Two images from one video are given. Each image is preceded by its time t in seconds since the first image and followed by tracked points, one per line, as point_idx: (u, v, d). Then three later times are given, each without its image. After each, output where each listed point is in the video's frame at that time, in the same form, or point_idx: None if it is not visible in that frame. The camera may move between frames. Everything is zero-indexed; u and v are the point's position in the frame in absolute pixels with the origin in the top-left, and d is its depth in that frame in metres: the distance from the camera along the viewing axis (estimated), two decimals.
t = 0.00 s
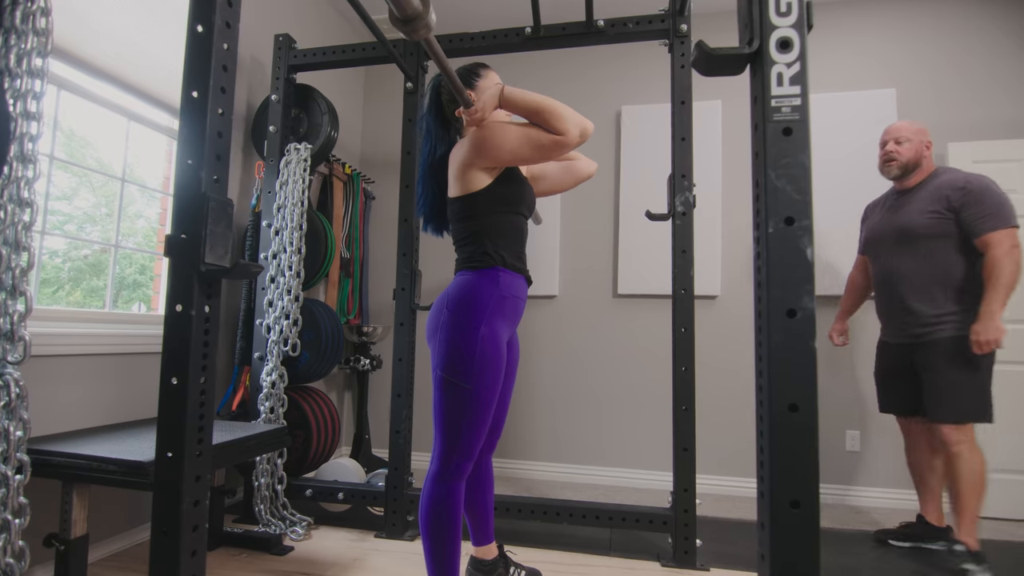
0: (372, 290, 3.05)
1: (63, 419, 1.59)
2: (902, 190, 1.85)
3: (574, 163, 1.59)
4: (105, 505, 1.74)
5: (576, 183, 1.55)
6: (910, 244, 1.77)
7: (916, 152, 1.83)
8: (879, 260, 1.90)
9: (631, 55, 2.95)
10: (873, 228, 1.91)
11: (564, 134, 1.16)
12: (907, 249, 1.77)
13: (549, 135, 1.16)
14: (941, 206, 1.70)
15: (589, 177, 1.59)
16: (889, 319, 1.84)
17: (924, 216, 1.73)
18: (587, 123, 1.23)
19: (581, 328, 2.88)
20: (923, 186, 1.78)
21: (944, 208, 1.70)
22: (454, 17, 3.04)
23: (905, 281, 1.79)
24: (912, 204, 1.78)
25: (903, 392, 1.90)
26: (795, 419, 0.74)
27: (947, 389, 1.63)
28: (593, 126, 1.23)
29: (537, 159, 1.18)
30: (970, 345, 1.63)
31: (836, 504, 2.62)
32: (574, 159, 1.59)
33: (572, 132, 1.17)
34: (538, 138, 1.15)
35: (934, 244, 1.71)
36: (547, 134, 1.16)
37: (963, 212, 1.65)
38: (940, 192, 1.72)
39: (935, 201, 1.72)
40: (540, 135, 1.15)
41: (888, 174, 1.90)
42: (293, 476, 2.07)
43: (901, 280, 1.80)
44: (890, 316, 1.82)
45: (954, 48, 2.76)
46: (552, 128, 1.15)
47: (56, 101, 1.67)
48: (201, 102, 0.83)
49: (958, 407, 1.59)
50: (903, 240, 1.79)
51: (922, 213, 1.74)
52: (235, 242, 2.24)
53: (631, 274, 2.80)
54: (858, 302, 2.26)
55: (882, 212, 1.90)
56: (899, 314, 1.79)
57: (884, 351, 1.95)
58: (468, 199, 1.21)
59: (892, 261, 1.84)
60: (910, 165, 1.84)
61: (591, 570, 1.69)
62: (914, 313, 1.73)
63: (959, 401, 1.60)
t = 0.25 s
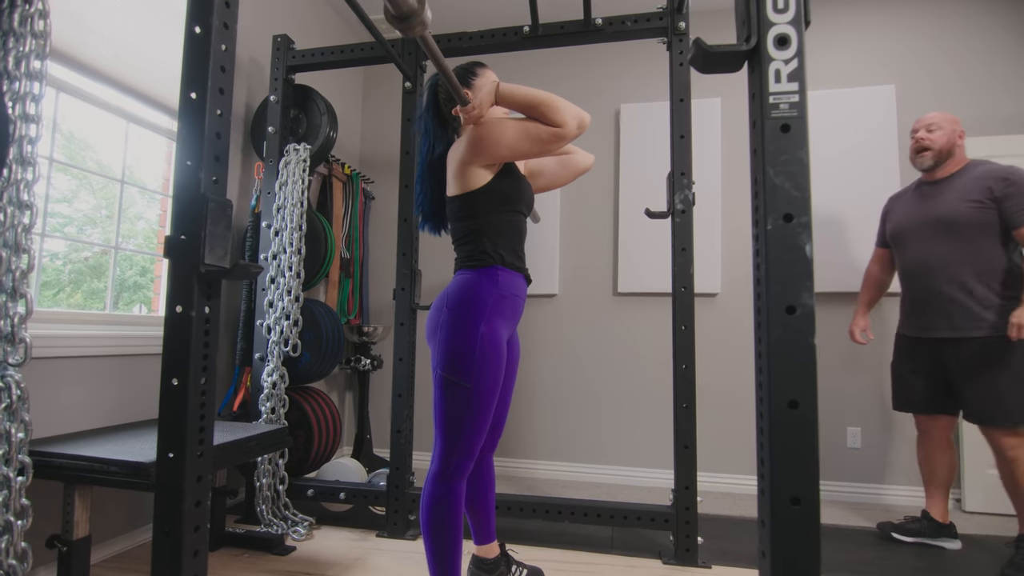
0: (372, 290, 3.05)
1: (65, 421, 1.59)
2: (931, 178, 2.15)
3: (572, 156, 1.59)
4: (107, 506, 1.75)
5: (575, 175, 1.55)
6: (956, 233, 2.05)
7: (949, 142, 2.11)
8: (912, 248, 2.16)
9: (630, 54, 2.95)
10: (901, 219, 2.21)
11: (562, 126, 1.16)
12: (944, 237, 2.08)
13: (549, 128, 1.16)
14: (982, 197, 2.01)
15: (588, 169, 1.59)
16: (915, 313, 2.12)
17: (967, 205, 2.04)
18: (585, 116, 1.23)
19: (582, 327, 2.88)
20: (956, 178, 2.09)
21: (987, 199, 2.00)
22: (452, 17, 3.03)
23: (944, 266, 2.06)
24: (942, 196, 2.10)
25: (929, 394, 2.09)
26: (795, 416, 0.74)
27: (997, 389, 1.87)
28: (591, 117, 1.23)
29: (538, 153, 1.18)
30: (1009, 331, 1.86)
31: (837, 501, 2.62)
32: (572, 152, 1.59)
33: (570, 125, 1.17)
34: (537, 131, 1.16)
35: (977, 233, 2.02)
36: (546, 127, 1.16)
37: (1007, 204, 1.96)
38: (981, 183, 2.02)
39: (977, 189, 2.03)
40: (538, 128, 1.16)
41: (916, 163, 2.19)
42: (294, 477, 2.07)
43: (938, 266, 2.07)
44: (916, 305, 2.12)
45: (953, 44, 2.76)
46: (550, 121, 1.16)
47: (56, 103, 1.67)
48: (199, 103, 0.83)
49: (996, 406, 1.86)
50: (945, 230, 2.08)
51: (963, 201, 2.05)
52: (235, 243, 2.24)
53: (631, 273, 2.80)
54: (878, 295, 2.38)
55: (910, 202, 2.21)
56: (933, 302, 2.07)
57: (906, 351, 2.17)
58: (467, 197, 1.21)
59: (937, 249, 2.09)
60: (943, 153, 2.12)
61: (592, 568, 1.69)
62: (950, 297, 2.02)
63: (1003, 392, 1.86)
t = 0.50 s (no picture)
0: (371, 287, 3.05)
1: (64, 417, 1.59)
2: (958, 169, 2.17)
3: (570, 155, 1.59)
4: (106, 503, 1.75)
5: (573, 174, 1.55)
6: (985, 232, 2.06)
7: (980, 134, 2.11)
8: (939, 245, 2.16)
9: (630, 51, 2.95)
10: (930, 212, 2.20)
11: (560, 126, 1.16)
12: (973, 233, 2.08)
13: (547, 128, 1.16)
14: (1015, 197, 2.02)
15: (586, 168, 1.59)
16: (942, 313, 2.12)
17: (998, 203, 2.04)
18: (583, 115, 1.23)
19: (581, 324, 2.88)
20: (990, 174, 2.09)
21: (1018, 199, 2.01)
22: (452, 14, 3.03)
23: (971, 265, 2.07)
24: (974, 191, 2.11)
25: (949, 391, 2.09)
26: (793, 413, 0.74)
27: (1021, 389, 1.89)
28: (589, 117, 1.23)
29: (535, 152, 1.18)
30: None
31: (835, 499, 2.63)
32: (570, 152, 1.59)
33: (568, 124, 1.17)
34: (535, 131, 1.15)
35: (1006, 233, 2.03)
36: (544, 126, 1.16)
37: None
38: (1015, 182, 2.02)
39: (1010, 188, 2.03)
40: (536, 128, 1.16)
41: (943, 153, 2.18)
42: (293, 474, 2.07)
43: (964, 263, 2.08)
44: (942, 302, 2.12)
45: (953, 41, 2.75)
46: (548, 120, 1.16)
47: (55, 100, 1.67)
48: (197, 99, 0.82)
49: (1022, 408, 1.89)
50: (976, 229, 2.08)
51: (994, 199, 2.05)
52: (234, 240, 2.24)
53: (630, 271, 2.80)
54: (902, 288, 2.38)
55: (939, 194, 2.21)
56: (960, 301, 2.07)
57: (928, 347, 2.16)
58: (465, 195, 1.21)
59: (964, 247, 2.10)
60: (973, 146, 2.12)
61: (591, 565, 1.70)
62: (977, 297, 2.03)
63: None
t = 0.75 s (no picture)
0: (372, 287, 3.06)
1: (66, 416, 1.60)
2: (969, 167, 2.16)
3: (570, 154, 1.59)
4: (108, 501, 1.75)
5: (574, 173, 1.55)
6: (992, 231, 2.05)
7: (992, 132, 2.09)
8: (946, 243, 2.17)
9: (631, 50, 2.94)
10: (941, 210, 2.20)
11: (559, 126, 1.16)
12: (979, 232, 2.08)
13: (546, 127, 1.16)
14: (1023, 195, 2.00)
15: (586, 167, 1.59)
16: (949, 311, 2.13)
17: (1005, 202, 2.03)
18: (583, 115, 1.23)
19: (582, 323, 2.88)
20: (1002, 172, 2.08)
21: None
22: (453, 13, 3.02)
23: (977, 263, 2.07)
24: (982, 189, 2.10)
25: (959, 391, 2.09)
26: (794, 412, 0.74)
27: None
28: (588, 117, 1.23)
29: (535, 152, 1.18)
30: None
31: (836, 498, 2.63)
32: (570, 151, 1.59)
33: (568, 124, 1.17)
34: (535, 130, 1.15)
35: (1014, 232, 2.01)
36: (543, 126, 1.16)
37: None
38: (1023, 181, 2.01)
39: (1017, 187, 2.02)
40: (536, 127, 1.15)
41: (956, 150, 2.18)
42: (295, 473, 2.08)
43: (970, 261, 2.09)
44: (949, 300, 2.13)
45: (956, 40, 2.75)
46: (547, 120, 1.16)
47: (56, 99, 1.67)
48: (198, 98, 0.82)
49: None
50: (983, 227, 2.07)
51: (1001, 198, 2.05)
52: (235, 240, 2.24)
53: (631, 270, 2.80)
54: (917, 284, 2.38)
55: (950, 192, 2.21)
56: (967, 300, 2.07)
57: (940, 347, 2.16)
58: (465, 194, 1.21)
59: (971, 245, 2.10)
60: (985, 143, 2.11)
61: (592, 564, 1.70)
62: (983, 295, 2.03)
63: None
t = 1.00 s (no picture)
0: (373, 288, 3.06)
1: (68, 418, 1.60)
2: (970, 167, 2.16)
3: (571, 156, 1.59)
4: (109, 503, 1.75)
5: (575, 175, 1.55)
6: (987, 232, 2.06)
7: (994, 134, 2.09)
8: (942, 243, 2.17)
9: (631, 51, 2.95)
10: (939, 211, 2.21)
11: (559, 128, 1.16)
12: (976, 234, 2.08)
13: (546, 130, 1.16)
14: (1018, 198, 2.01)
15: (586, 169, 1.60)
16: (944, 311, 2.13)
17: (1001, 204, 2.04)
18: (583, 117, 1.23)
19: (583, 324, 2.87)
20: (1000, 175, 2.08)
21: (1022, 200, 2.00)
22: (453, 14, 3.03)
23: (971, 264, 2.07)
24: (979, 192, 2.11)
25: (956, 392, 2.10)
26: (796, 413, 0.74)
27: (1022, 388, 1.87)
28: (589, 119, 1.23)
29: (535, 155, 1.18)
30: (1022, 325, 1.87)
31: (838, 499, 2.62)
32: (571, 152, 1.59)
33: (568, 126, 1.17)
34: (535, 133, 1.16)
35: (1008, 234, 2.02)
36: (543, 128, 1.16)
37: None
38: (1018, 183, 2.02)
39: (1013, 189, 2.03)
40: (536, 130, 1.16)
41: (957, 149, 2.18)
42: (296, 474, 2.08)
43: (967, 263, 2.09)
44: (943, 299, 2.13)
45: (957, 40, 2.74)
46: (547, 122, 1.16)
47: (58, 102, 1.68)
48: (200, 100, 0.83)
49: (1022, 409, 1.86)
50: (978, 228, 2.08)
51: (997, 200, 2.05)
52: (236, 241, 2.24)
53: (632, 271, 2.80)
54: (912, 285, 2.38)
55: (950, 194, 2.21)
56: (962, 300, 2.07)
57: (938, 349, 2.17)
58: (466, 195, 1.21)
59: (966, 246, 2.10)
60: (985, 144, 2.11)
61: (594, 565, 1.70)
62: (977, 295, 2.03)
63: None
